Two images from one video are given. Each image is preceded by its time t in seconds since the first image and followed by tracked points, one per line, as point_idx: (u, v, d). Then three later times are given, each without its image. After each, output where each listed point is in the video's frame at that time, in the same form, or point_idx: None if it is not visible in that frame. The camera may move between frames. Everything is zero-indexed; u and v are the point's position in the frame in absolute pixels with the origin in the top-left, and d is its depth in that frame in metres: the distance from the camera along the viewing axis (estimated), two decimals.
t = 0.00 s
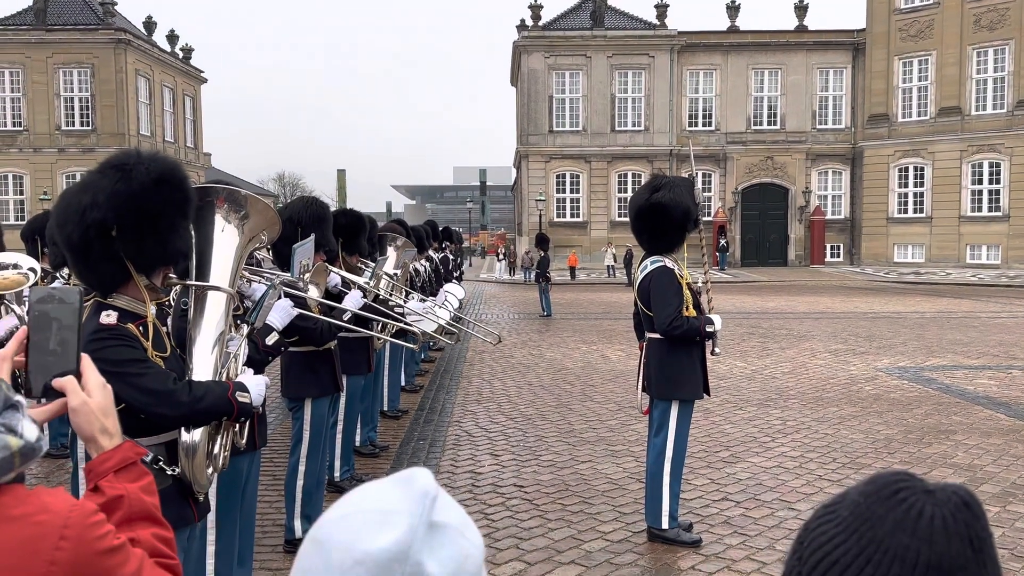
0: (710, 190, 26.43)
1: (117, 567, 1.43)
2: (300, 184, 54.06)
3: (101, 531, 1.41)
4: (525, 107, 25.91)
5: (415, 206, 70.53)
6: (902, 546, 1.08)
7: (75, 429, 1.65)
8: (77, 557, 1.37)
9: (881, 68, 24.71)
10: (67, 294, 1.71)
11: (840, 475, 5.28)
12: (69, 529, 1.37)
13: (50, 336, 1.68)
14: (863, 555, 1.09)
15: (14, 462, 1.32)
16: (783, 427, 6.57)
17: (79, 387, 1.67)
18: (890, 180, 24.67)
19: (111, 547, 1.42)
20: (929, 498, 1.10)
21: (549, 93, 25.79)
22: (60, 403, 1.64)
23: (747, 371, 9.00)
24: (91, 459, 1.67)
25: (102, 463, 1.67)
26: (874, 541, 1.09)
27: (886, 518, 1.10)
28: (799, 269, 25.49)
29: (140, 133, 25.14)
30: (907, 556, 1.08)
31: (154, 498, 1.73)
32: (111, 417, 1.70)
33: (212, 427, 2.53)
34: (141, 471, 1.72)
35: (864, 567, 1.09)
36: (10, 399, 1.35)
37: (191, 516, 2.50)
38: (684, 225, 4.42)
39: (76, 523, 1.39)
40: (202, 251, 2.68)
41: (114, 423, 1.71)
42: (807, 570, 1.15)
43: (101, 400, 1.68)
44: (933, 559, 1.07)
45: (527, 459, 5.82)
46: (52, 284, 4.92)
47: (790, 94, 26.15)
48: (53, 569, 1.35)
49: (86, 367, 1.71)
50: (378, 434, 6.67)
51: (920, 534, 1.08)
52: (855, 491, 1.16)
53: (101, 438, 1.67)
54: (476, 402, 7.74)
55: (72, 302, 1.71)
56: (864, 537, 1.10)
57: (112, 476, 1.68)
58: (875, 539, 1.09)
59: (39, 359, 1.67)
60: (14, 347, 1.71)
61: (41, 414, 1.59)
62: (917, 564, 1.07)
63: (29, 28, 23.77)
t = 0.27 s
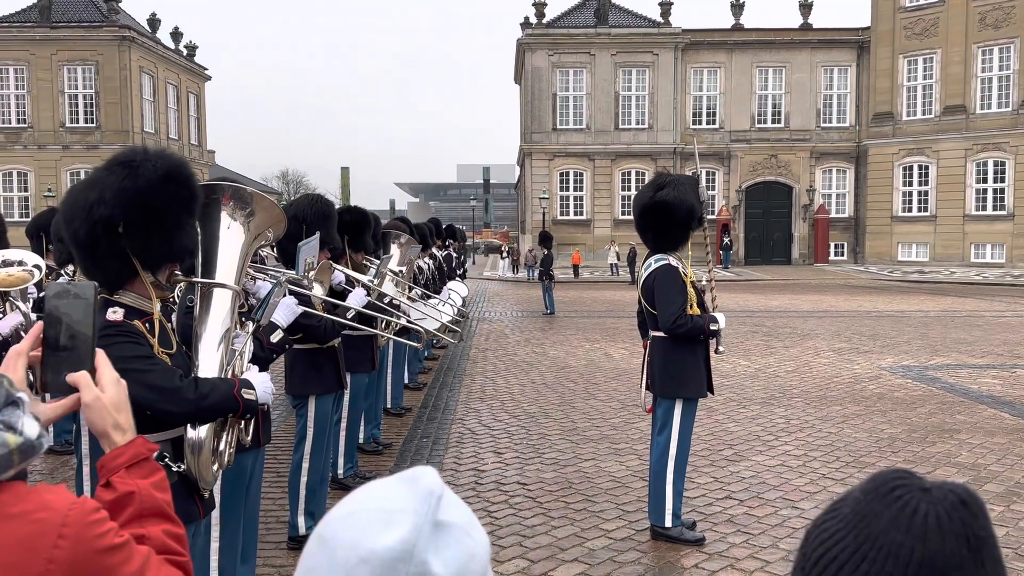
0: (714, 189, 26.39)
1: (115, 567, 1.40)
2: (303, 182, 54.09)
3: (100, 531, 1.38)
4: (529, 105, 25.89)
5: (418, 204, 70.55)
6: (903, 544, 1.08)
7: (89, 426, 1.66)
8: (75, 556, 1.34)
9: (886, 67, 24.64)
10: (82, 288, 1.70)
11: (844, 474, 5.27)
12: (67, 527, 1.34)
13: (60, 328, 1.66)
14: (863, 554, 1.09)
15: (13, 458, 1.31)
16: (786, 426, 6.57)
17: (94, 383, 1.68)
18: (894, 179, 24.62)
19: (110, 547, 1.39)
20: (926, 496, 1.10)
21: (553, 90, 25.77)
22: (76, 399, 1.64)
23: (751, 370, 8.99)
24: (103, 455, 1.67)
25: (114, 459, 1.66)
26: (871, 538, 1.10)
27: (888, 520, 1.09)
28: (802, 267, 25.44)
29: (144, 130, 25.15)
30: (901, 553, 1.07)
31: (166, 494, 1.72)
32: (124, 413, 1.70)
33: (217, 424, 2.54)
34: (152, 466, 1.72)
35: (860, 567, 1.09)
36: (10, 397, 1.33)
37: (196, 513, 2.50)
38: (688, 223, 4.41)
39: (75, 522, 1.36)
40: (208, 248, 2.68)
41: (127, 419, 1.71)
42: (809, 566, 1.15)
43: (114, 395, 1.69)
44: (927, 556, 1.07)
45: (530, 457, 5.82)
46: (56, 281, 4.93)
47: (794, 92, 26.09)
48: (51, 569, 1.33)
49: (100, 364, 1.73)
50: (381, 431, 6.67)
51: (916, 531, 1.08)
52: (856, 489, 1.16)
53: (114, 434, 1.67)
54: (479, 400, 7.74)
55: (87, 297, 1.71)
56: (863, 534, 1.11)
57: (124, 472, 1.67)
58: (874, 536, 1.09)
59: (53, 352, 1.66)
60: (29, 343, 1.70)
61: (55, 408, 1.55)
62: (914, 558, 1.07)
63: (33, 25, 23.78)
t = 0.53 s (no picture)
0: (716, 188, 26.36)
1: (121, 566, 1.37)
2: (306, 180, 54.11)
3: (104, 529, 1.36)
4: (532, 103, 25.90)
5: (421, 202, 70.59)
6: (905, 543, 1.08)
7: (104, 423, 1.65)
8: (78, 556, 1.32)
9: (889, 66, 24.60)
10: (101, 288, 1.69)
11: (846, 473, 5.27)
12: (71, 526, 1.33)
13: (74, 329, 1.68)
14: (863, 552, 1.10)
15: (15, 457, 1.31)
16: (788, 426, 6.56)
17: (109, 380, 1.68)
18: (897, 179, 24.59)
19: (116, 546, 1.36)
20: (927, 495, 1.10)
21: (556, 89, 25.76)
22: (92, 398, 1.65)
23: (753, 369, 8.99)
24: (119, 452, 1.65)
25: (129, 456, 1.65)
26: (872, 536, 1.10)
27: (890, 520, 1.10)
28: (805, 267, 25.41)
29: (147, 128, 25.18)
30: (902, 551, 1.07)
31: (182, 492, 1.70)
32: (140, 411, 1.68)
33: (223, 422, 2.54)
34: (167, 464, 1.70)
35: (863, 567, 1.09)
36: (14, 397, 1.33)
37: (200, 511, 2.51)
38: (691, 222, 4.41)
39: (79, 520, 1.34)
40: (213, 246, 2.69)
41: (143, 417, 1.70)
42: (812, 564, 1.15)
43: (130, 394, 1.67)
44: (926, 555, 1.07)
45: (532, 455, 5.82)
46: (60, 279, 4.93)
47: (797, 91, 26.07)
48: (54, 569, 1.30)
49: (117, 361, 1.72)
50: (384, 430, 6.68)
51: (916, 529, 1.08)
52: (859, 489, 1.16)
53: (129, 432, 1.65)
54: (482, 398, 7.75)
55: (106, 298, 1.69)
56: (865, 532, 1.11)
57: (138, 469, 1.65)
58: (875, 535, 1.10)
59: (72, 355, 1.68)
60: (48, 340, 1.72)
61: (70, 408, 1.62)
62: (917, 557, 1.07)
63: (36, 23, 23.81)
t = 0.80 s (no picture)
0: (718, 187, 26.36)
1: (125, 565, 1.36)
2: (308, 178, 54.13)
3: (107, 529, 1.34)
4: (533, 102, 25.90)
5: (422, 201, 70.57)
6: (909, 541, 1.07)
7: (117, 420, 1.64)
8: (79, 554, 1.31)
9: (891, 65, 24.58)
10: (116, 284, 1.70)
11: (847, 473, 5.27)
12: (72, 525, 1.31)
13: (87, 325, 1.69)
14: (866, 551, 1.10)
15: (16, 455, 1.30)
16: (789, 425, 6.57)
17: (123, 377, 1.67)
18: (899, 178, 24.57)
19: (118, 545, 1.35)
20: (931, 493, 1.10)
21: (557, 87, 25.75)
22: (105, 394, 1.64)
23: (754, 368, 9.00)
24: (130, 450, 1.63)
25: (141, 453, 1.63)
26: (875, 534, 1.10)
27: (895, 519, 1.09)
28: (806, 266, 25.39)
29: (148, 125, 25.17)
30: (905, 549, 1.07)
31: (194, 492, 1.68)
32: (153, 408, 1.67)
33: (227, 420, 2.54)
34: (180, 462, 1.68)
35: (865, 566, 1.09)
36: (16, 393, 1.33)
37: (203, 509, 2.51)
38: (695, 221, 4.41)
39: (80, 519, 1.32)
40: (217, 245, 2.69)
41: (157, 415, 1.68)
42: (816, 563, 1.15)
43: (143, 391, 1.66)
44: (929, 554, 1.07)
45: (533, 454, 5.82)
46: (61, 276, 4.94)
47: (799, 91, 26.05)
48: (54, 568, 1.29)
49: (132, 358, 1.71)
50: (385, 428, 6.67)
51: (919, 527, 1.08)
52: (863, 487, 1.16)
53: (141, 429, 1.64)
54: (482, 397, 7.74)
55: (121, 295, 1.70)
56: (868, 530, 1.11)
57: (150, 467, 1.63)
58: (879, 534, 1.09)
59: (83, 351, 1.67)
60: (64, 336, 1.73)
61: (83, 405, 1.63)
62: (919, 555, 1.07)
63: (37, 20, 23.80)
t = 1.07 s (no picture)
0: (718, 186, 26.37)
1: (125, 563, 1.35)
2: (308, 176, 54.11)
3: (107, 527, 1.34)
4: (533, 101, 25.91)
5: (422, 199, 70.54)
6: (914, 540, 1.07)
7: (128, 416, 1.64)
8: (79, 550, 1.30)
9: (891, 65, 24.59)
10: (127, 281, 1.73)
11: (846, 472, 5.27)
12: (71, 521, 1.31)
13: (99, 322, 1.71)
14: (870, 550, 1.09)
15: (16, 451, 1.29)
16: (789, 424, 6.58)
17: (132, 374, 1.67)
18: (899, 178, 24.56)
19: (119, 542, 1.34)
20: (934, 491, 1.10)
21: (557, 86, 25.75)
22: (116, 391, 1.66)
23: (754, 367, 9.00)
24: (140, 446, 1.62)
25: (151, 450, 1.62)
26: (879, 532, 1.10)
27: (901, 518, 1.09)
28: (806, 265, 25.38)
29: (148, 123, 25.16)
30: (910, 547, 1.07)
31: (205, 489, 1.67)
32: (163, 405, 1.67)
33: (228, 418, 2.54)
34: (189, 459, 1.67)
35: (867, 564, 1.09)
36: (17, 389, 1.33)
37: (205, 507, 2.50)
38: (696, 220, 4.41)
39: (80, 515, 1.32)
40: (219, 243, 2.69)
41: (166, 412, 1.68)
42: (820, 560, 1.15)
43: (153, 388, 1.67)
44: (933, 550, 1.07)
45: (533, 453, 5.82)
46: (61, 274, 4.94)
47: (799, 90, 26.05)
48: (52, 566, 1.28)
49: (143, 355, 1.72)
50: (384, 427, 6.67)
51: (922, 525, 1.08)
52: (864, 485, 1.17)
53: (151, 426, 1.64)
54: (482, 395, 7.75)
55: (130, 294, 1.73)
56: (871, 527, 1.11)
57: (159, 463, 1.62)
58: (882, 531, 1.10)
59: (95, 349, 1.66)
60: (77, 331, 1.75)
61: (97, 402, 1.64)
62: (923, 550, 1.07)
63: (38, 18, 23.78)
